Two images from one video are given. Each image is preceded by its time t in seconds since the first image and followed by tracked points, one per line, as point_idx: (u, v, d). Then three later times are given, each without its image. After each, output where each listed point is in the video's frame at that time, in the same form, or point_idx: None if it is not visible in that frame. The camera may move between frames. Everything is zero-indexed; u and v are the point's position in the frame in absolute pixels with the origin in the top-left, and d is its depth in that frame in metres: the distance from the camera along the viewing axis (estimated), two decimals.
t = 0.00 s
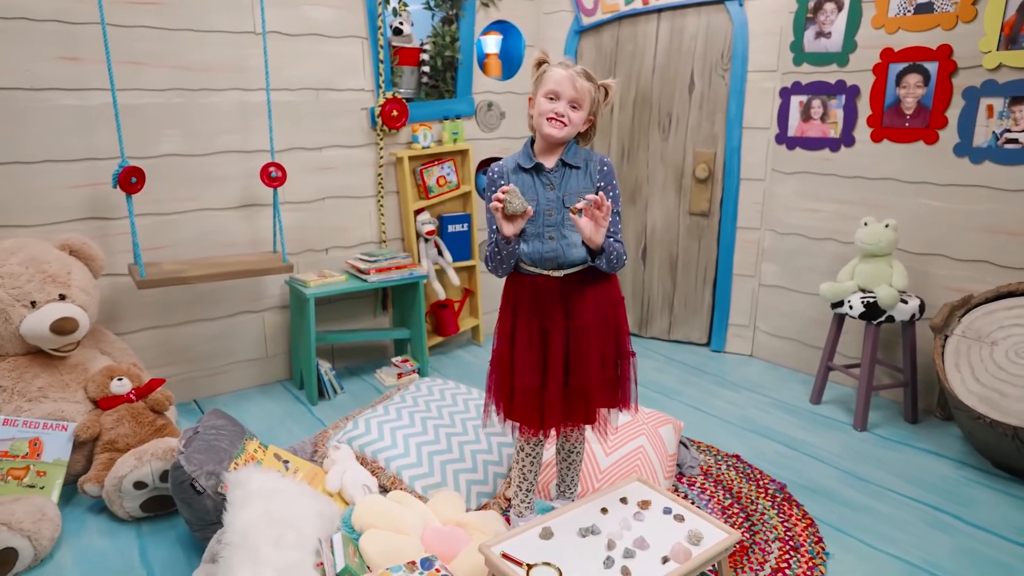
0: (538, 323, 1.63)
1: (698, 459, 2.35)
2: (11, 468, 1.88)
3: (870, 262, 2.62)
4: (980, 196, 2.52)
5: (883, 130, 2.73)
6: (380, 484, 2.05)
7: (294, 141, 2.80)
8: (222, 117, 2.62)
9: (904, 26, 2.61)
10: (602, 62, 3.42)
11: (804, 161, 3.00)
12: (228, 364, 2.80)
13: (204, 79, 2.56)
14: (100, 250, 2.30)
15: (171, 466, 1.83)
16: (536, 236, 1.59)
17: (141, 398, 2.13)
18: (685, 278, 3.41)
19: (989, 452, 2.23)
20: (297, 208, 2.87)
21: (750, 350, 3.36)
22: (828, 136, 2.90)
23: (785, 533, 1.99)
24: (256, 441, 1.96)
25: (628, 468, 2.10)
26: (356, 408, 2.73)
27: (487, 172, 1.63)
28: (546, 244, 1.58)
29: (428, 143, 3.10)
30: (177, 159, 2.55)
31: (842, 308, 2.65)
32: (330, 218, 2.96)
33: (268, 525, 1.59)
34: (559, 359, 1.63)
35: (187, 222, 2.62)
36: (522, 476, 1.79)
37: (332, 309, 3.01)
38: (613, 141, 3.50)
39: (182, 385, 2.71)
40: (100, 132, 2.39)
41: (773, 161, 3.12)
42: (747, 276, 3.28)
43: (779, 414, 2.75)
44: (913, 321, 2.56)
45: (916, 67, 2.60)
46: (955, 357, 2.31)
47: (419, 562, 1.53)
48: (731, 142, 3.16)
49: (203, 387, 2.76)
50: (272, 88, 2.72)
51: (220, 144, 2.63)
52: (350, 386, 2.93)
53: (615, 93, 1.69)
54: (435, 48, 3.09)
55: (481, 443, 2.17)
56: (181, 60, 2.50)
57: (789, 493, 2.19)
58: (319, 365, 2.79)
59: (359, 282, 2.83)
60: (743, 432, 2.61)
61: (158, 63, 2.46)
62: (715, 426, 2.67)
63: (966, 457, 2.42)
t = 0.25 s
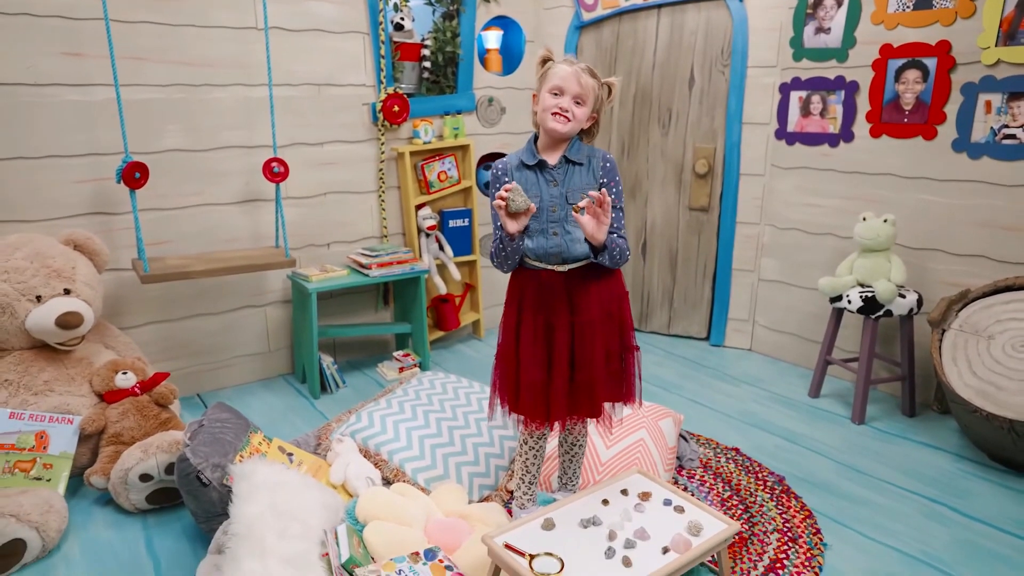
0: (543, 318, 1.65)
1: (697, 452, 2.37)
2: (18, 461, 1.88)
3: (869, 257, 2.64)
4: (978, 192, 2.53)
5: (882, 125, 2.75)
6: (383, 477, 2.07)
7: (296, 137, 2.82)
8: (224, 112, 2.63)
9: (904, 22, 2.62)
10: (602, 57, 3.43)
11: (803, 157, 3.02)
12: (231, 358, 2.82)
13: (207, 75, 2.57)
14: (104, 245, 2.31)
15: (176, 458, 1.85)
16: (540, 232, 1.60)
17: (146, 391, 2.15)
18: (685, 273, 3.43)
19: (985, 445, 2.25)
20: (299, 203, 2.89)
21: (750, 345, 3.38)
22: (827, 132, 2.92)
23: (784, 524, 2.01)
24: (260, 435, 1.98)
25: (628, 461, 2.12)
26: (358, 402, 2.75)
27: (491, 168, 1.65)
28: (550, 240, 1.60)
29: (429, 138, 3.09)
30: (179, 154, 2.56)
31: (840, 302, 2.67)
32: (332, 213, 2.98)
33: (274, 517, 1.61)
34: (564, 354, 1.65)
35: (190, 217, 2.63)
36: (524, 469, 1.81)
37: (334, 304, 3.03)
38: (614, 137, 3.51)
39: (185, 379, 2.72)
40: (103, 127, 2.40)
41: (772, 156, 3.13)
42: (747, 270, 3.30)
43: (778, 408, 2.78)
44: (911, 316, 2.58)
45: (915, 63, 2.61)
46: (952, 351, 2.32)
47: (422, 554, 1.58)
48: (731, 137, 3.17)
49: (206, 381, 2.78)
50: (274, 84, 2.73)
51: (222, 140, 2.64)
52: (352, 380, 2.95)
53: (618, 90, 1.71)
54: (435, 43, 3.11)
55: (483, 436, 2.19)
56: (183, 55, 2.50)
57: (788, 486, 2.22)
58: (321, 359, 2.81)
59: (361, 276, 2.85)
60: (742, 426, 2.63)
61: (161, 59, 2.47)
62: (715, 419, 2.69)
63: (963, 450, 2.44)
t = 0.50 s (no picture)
0: (547, 312, 1.66)
1: (698, 446, 2.39)
2: (26, 453, 1.90)
3: (870, 252, 2.65)
4: (979, 187, 2.54)
5: (883, 121, 2.75)
6: (387, 470, 2.09)
7: (298, 132, 2.83)
8: (228, 107, 2.64)
9: (905, 18, 2.62)
10: (604, 52, 3.44)
11: (804, 152, 3.03)
12: (235, 352, 2.83)
13: (210, 70, 2.57)
14: (109, 239, 2.32)
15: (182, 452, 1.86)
16: (545, 227, 1.62)
17: (151, 385, 2.16)
18: (686, 268, 3.44)
19: (984, 438, 2.27)
20: (302, 198, 2.90)
21: (750, 339, 3.39)
22: (828, 127, 2.93)
23: (784, 517, 2.03)
24: (265, 428, 2.00)
25: (630, 454, 2.14)
26: (360, 396, 2.77)
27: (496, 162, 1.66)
28: (554, 235, 1.61)
29: (431, 134, 3.11)
30: (183, 149, 2.58)
31: (841, 297, 2.68)
32: (334, 208, 2.99)
33: (280, 509, 1.63)
34: (568, 348, 1.66)
35: (194, 212, 2.64)
36: (527, 462, 1.82)
37: (337, 298, 3.04)
38: (616, 132, 3.52)
39: (190, 373, 2.74)
40: (108, 122, 2.41)
41: (773, 152, 3.14)
42: (748, 265, 3.31)
43: (779, 402, 2.79)
44: (911, 310, 2.59)
45: (916, 58, 2.62)
46: (952, 346, 2.34)
47: (427, 545, 1.62)
48: (732, 132, 3.18)
49: (210, 375, 2.79)
50: (278, 79, 2.74)
51: (225, 135, 2.65)
52: (355, 374, 2.96)
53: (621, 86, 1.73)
54: (438, 39, 3.10)
55: (486, 430, 2.21)
56: (186, 50, 2.51)
57: (789, 479, 2.24)
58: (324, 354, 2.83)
59: (364, 271, 2.86)
60: (743, 419, 2.65)
61: (164, 54, 2.48)
62: (715, 413, 2.71)
63: (962, 444, 2.46)
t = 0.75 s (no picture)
0: (550, 306, 1.67)
1: (700, 440, 2.40)
2: (35, 446, 1.91)
3: (872, 247, 2.65)
4: (981, 182, 2.55)
5: (886, 116, 2.76)
6: (391, 463, 2.11)
7: (303, 127, 2.84)
8: (233, 103, 2.65)
9: (909, 13, 2.62)
10: (608, 47, 3.44)
11: (808, 147, 3.03)
12: (240, 346, 2.86)
13: (215, 66, 2.59)
14: (115, 234, 2.34)
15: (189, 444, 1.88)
16: (550, 223, 1.63)
17: (158, 378, 2.19)
18: (689, 263, 3.45)
19: (985, 433, 2.28)
20: (307, 193, 2.91)
21: (753, 334, 3.40)
22: (832, 122, 2.93)
23: (786, 510, 2.05)
24: (270, 421, 2.01)
25: (632, 448, 2.16)
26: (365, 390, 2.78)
27: (502, 157, 1.66)
28: (560, 231, 1.62)
29: (435, 129, 3.13)
30: (189, 145, 2.59)
31: (843, 292, 2.69)
32: (339, 203, 3.00)
33: (287, 500, 1.65)
34: (571, 342, 1.68)
35: (199, 207, 2.66)
36: (531, 455, 1.84)
37: (341, 293, 3.06)
38: (619, 127, 3.53)
39: (196, 367, 2.76)
40: (113, 118, 2.43)
41: (777, 147, 3.14)
42: (750, 260, 3.31)
43: (781, 396, 2.81)
44: (914, 305, 2.60)
45: (920, 54, 2.62)
46: (954, 341, 2.35)
47: (431, 537, 1.64)
48: (736, 127, 3.18)
49: (216, 369, 2.81)
50: (283, 75, 2.75)
51: (230, 130, 2.66)
52: (359, 368, 2.98)
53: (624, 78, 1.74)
54: (441, 34, 3.10)
55: (490, 423, 2.23)
56: (191, 46, 2.52)
57: (790, 473, 2.25)
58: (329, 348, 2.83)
59: (368, 266, 2.88)
60: (745, 414, 2.66)
61: (169, 50, 2.49)
62: (718, 408, 2.72)
63: (964, 438, 2.47)
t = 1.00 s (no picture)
0: (553, 304, 1.68)
1: (703, 437, 2.41)
2: (44, 442, 1.94)
3: (875, 246, 2.66)
4: (985, 181, 2.55)
5: (890, 115, 2.76)
6: (396, 459, 2.13)
7: (308, 125, 2.85)
8: (238, 101, 2.66)
9: (913, 11, 2.62)
10: (611, 46, 3.44)
11: (811, 145, 3.03)
12: (246, 343, 2.87)
13: (220, 65, 2.60)
14: (122, 232, 2.36)
15: (195, 441, 1.90)
16: (554, 222, 1.63)
17: (164, 375, 2.20)
18: (692, 261, 3.46)
19: (988, 431, 2.29)
20: (312, 191, 2.92)
21: (756, 332, 3.41)
22: (835, 121, 2.93)
23: (788, 507, 2.06)
24: (276, 418, 2.03)
25: (635, 445, 2.17)
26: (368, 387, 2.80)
27: (508, 155, 1.68)
28: (563, 230, 1.63)
29: (440, 127, 3.13)
30: (195, 143, 2.60)
31: (846, 291, 2.70)
32: (343, 201, 3.02)
33: (293, 496, 1.67)
34: (573, 340, 1.69)
35: (204, 205, 2.67)
36: (534, 452, 1.85)
37: (346, 290, 3.07)
38: (623, 125, 3.53)
39: (202, 364, 2.78)
40: (120, 116, 2.44)
41: (780, 145, 3.15)
42: (754, 259, 3.32)
43: (784, 394, 2.81)
44: (916, 304, 2.60)
45: (924, 52, 2.62)
46: (957, 339, 2.35)
47: (435, 532, 1.67)
48: (739, 126, 3.19)
49: (221, 366, 2.83)
50: (288, 74, 2.76)
51: (235, 128, 2.68)
52: (364, 366, 3.00)
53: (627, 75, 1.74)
54: (446, 32, 3.10)
55: (494, 420, 2.24)
56: (196, 45, 2.54)
57: (793, 471, 2.26)
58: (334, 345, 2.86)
59: (372, 264, 2.89)
60: (748, 412, 2.67)
61: (175, 48, 2.50)
62: (720, 405, 2.73)
63: (966, 437, 2.47)
